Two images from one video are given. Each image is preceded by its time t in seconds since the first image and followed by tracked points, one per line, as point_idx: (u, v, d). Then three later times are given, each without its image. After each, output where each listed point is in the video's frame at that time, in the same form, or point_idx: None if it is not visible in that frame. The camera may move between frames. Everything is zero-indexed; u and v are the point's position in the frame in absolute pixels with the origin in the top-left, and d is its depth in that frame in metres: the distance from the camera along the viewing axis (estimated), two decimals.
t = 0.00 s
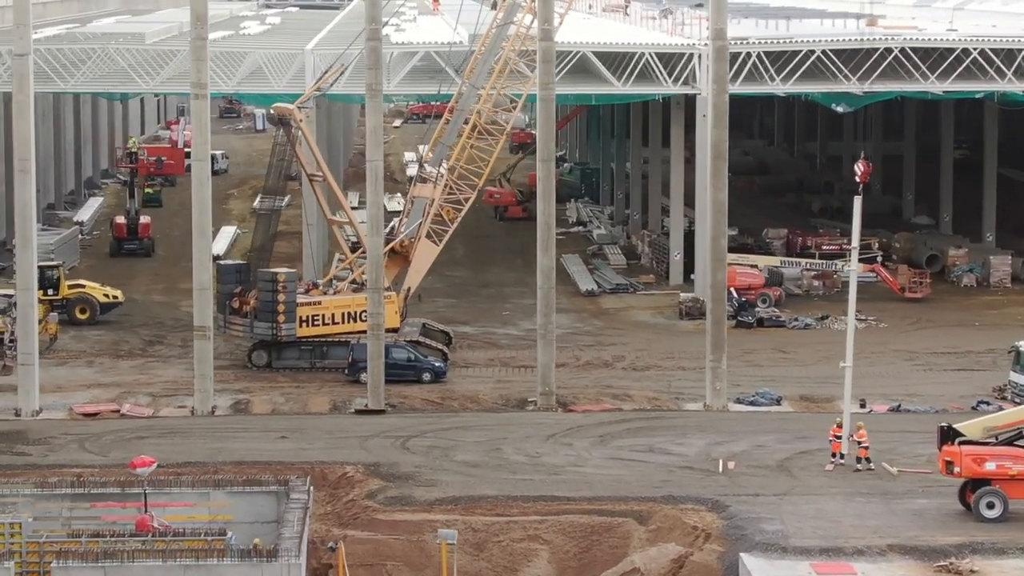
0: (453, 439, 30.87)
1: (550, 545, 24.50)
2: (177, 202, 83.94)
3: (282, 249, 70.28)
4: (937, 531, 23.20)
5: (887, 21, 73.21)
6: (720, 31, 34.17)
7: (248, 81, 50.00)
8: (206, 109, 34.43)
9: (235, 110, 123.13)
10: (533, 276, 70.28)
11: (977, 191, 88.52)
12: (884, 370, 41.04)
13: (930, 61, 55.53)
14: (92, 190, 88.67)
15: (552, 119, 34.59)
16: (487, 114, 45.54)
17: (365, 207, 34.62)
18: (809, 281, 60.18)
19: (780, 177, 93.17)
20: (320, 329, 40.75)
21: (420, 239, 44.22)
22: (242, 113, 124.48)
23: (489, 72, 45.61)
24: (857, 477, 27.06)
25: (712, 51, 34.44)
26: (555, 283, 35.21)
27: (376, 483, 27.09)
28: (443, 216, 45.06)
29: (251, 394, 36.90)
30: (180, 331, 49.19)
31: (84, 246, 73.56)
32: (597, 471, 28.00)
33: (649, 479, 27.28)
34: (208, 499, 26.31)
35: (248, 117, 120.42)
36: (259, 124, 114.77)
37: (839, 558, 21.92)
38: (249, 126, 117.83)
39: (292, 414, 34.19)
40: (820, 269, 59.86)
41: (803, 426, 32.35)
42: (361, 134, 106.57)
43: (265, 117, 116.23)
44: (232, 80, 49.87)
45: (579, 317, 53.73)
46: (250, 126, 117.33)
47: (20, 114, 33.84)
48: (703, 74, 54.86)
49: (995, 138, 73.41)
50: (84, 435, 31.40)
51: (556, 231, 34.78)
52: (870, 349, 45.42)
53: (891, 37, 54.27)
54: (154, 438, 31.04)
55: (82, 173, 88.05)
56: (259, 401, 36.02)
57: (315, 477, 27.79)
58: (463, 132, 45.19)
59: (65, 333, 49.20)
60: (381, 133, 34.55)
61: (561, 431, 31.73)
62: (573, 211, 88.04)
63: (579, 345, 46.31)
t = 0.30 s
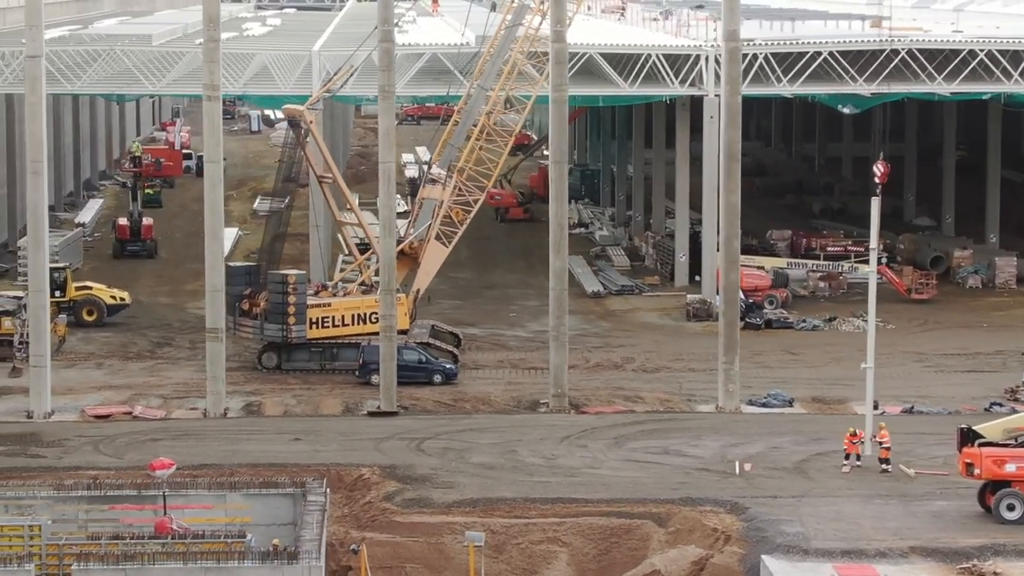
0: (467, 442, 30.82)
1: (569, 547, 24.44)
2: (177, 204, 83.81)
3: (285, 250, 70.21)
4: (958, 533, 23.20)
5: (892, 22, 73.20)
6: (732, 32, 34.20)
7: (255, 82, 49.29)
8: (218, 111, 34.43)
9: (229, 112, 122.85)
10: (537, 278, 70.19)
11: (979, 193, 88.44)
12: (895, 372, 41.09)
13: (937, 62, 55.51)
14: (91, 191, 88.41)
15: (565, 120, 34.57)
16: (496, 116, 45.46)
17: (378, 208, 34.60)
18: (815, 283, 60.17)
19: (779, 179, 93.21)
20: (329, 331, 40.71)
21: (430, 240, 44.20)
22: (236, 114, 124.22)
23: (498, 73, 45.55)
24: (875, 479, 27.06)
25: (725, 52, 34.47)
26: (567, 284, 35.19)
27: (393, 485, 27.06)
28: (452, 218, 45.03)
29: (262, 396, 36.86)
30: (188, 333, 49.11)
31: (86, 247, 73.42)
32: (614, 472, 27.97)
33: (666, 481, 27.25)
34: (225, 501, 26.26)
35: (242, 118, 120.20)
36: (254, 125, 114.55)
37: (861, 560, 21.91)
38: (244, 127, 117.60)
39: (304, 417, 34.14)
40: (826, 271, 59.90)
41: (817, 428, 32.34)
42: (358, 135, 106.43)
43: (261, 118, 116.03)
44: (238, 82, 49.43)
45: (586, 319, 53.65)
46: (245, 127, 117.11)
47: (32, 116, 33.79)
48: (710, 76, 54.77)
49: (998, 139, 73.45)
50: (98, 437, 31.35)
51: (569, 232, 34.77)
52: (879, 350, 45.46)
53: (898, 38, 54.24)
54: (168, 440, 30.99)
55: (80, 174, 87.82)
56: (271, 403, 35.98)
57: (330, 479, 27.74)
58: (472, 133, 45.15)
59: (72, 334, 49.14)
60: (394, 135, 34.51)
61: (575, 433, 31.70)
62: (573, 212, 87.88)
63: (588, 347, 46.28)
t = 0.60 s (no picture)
0: (482, 443, 30.79)
1: (589, 549, 24.36)
2: (177, 206, 83.65)
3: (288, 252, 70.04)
4: (979, 536, 23.19)
5: (898, 24, 73.14)
6: (746, 33, 34.18)
7: (264, 83, 48.74)
8: (232, 113, 34.39)
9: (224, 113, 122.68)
10: (542, 280, 70.14)
11: (982, 195, 88.43)
12: (906, 373, 41.10)
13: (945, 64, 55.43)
14: (90, 193, 88.20)
15: (578, 121, 34.50)
16: (505, 117, 45.54)
17: (391, 208, 34.59)
18: (822, 284, 60.20)
19: (779, 180, 93.26)
20: (340, 333, 40.75)
21: (439, 242, 44.20)
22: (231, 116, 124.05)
23: (508, 75, 45.58)
24: (892, 481, 27.07)
25: (738, 53, 34.42)
26: (580, 286, 35.14)
27: (410, 487, 27.03)
28: (462, 220, 45.06)
29: (274, 398, 36.84)
30: (196, 335, 49.05)
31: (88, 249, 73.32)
32: (631, 475, 27.94)
33: (683, 483, 27.23)
34: (241, 503, 26.22)
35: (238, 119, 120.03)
36: (250, 127, 114.46)
37: (884, 562, 21.91)
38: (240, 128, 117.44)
39: (317, 419, 34.08)
40: (833, 272, 59.94)
41: (832, 429, 32.33)
42: (356, 137, 106.35)
43: (257, 120, 115.93)
44: (246, 82, 48.56)
45: (594, 320, 53.61)
46: (241, 129, 116.98)
47: (45, 118, 33.73)
48: (718, 78, 54.70)
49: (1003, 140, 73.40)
50: (113, 439, 31.31)
51: (582, 234, 34.70)
52: (888, 352, 45.48)
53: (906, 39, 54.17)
54: (183, 442, 30.94)
55: (80, 175, 87.64)
56: (283, 405, 35.95)
57: (347, 481, 27.71)
58: (482, 135, 45.15)
59: (80, 336, 49.09)
60: (407, 137, 34.43)
61: (590, 435, 31.67)
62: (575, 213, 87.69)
63: (597, 348, 46.25)
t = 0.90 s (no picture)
0: (498, 445, 30.78)
1: (609, 551, 24.34)
2: (178, 208, 83.58)
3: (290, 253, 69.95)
4: (1000, 537, 23.22)
5: (903, 25, 73.20)
6: (759, 34, 34.13)
7: (271, 85, 48.28)
8: (245, 114, 34.33)
9: (219, 115, 122.51)
10: (547, 281, 70.13)
11: (984, 197, 88.43)
12: (916, 375, 41.17)
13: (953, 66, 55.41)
14: (90, 194, 88.05)
15: (591, 123, 34.46)
16: (514, 118, 45.48)
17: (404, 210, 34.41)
18: (828, 286, 60.23)
19: (780, 182, 93.26)
20: (351, 334, 40.67)
21: (450, 243, 44.15)
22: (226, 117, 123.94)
23: (517, 76, 45.48)
24: (910, 483, 27.09)
25: (752, 55, 34.37)
26: (594, 287, 35.07)
27: (428, 489, 27.01)
28: (472, 221, 44.99)
29: (286, 400, 36.81)
30: (205, 336, 48.97)
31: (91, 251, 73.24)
32: (648, 476, 27.93)
33: (701, 485, 27.22)
34: (258, 505, 26.18)
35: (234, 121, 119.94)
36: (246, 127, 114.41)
37: (907, 564, 21.91)
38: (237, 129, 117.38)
39: (331, 421, 34.05)
40: (840, 273, 59.97)
41: (846, 431, 32.33)
42: (353, 138, 106.33)
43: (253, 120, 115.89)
44: (254, 84, 48.19)
45: (602, 322, 53.56)
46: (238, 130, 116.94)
47: (58, 119, 33.71)
48: (726, 79, 54.66)
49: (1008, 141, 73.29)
50: (128, 441, 31.28)
51: (595, 235, 34.64)
52: (897, 354, 45.51)
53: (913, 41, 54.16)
54: (198, 444, 30.92)
55: (79, 177, 87.52)
56: (296, 406, 35.92)
57: (364, 483, 27.69)
58: (492, 137, 45.09)
59: (88, 338, 49.03)
60: (419, 138, 34.37)
61: (605, 437, 31.65)
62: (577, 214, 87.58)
63: (606, 350, 46.22)
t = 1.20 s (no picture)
0: (514, 447, 30.75)
1: (629, 553, 24.33)
2: (179, 209, 83.49)
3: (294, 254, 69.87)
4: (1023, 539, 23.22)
5: (909, 27, 73.18)
6: (774, 36, 34.13)
7: (278, 86, 47.87)
8: (258, 116, 34.27)
9: (215, 116, 122.39)
10: (553, 282, 70.13)
11: (987, 198, 88.45)
12: (928, 377, 41.20)
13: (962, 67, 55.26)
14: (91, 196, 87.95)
15: (605, 125, 34.40)
16: (524, 120, 45.44)
17: (419, 212, 34.41)
18: (836, 287, 60.25)
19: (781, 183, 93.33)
20: (362, 336, 40.60)
21: (461, 245, 44.16)
22: (222, 118, 123.92)
23: (527, 78, 45.44)
24: (929, 485, 27.09)
25: (766, 56, 34.34)
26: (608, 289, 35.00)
27: (447, 491, 26.98)
28: (482, 223, 45.01)
29: (300, 402, 36.76)
30: (214, 338, 48.94)
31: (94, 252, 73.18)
32: (666, 478, 27.90)
33: (720, 487, 27.20)
34: (276, 507, 26.16)
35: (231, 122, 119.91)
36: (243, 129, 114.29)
37: (930, 565, 21.92)
38: (234, 130, 117.35)
39: (345, 423, 34.00)
40: (848, 275, 60.00)
41: (862, 433, 32.31)
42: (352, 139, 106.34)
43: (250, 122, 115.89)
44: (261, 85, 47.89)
45: (611, 323, 53.55)
46: (234, 131, 116.91)
47: (72, 121, 33.66)
48: (735, 81, 54.46)
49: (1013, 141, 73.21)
50: (144, 443, 31.27)
51: (609, 237, 34.56)
52: (908, 356, 45.52)
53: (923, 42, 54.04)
54: (214, 446, 30.88)
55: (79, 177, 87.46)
56: (309, 408, 35.87)
57: (382, 485, 27.66)
58: (502, 138, 45.07)
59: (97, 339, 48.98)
60: (433, 140, 34.32)
61: (620, 439, 31.61)
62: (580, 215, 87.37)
63: (616, 352, 46.17)
